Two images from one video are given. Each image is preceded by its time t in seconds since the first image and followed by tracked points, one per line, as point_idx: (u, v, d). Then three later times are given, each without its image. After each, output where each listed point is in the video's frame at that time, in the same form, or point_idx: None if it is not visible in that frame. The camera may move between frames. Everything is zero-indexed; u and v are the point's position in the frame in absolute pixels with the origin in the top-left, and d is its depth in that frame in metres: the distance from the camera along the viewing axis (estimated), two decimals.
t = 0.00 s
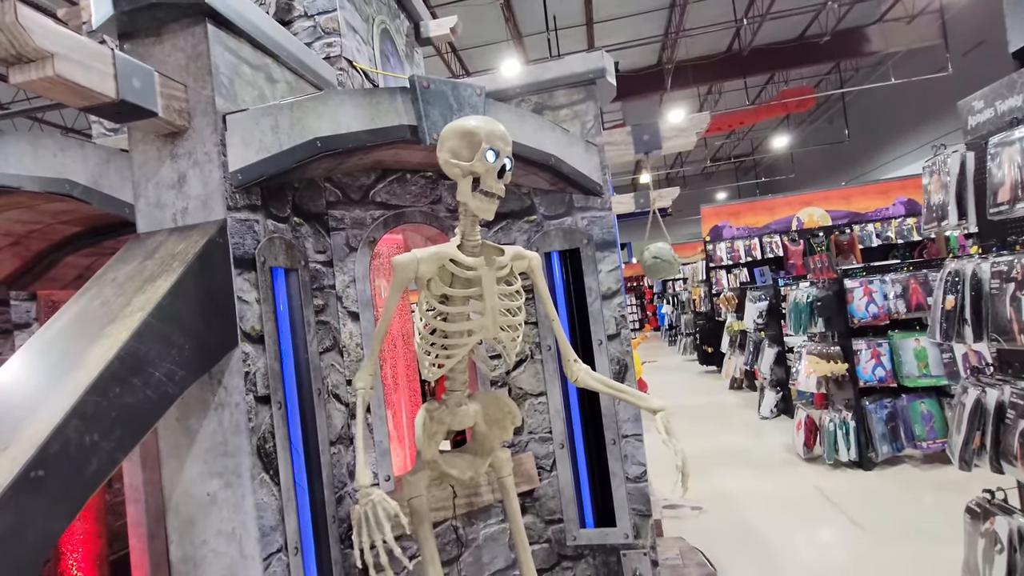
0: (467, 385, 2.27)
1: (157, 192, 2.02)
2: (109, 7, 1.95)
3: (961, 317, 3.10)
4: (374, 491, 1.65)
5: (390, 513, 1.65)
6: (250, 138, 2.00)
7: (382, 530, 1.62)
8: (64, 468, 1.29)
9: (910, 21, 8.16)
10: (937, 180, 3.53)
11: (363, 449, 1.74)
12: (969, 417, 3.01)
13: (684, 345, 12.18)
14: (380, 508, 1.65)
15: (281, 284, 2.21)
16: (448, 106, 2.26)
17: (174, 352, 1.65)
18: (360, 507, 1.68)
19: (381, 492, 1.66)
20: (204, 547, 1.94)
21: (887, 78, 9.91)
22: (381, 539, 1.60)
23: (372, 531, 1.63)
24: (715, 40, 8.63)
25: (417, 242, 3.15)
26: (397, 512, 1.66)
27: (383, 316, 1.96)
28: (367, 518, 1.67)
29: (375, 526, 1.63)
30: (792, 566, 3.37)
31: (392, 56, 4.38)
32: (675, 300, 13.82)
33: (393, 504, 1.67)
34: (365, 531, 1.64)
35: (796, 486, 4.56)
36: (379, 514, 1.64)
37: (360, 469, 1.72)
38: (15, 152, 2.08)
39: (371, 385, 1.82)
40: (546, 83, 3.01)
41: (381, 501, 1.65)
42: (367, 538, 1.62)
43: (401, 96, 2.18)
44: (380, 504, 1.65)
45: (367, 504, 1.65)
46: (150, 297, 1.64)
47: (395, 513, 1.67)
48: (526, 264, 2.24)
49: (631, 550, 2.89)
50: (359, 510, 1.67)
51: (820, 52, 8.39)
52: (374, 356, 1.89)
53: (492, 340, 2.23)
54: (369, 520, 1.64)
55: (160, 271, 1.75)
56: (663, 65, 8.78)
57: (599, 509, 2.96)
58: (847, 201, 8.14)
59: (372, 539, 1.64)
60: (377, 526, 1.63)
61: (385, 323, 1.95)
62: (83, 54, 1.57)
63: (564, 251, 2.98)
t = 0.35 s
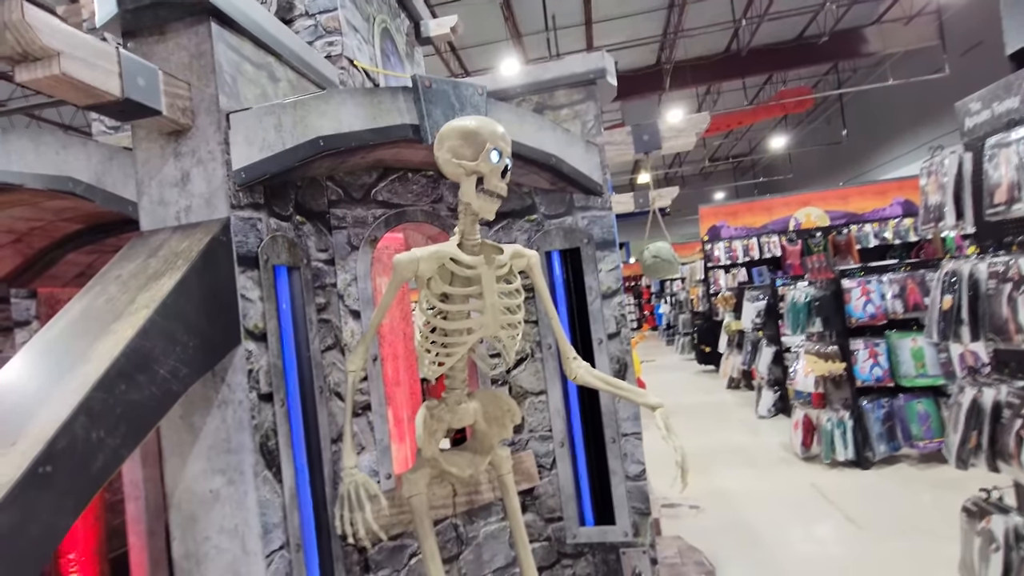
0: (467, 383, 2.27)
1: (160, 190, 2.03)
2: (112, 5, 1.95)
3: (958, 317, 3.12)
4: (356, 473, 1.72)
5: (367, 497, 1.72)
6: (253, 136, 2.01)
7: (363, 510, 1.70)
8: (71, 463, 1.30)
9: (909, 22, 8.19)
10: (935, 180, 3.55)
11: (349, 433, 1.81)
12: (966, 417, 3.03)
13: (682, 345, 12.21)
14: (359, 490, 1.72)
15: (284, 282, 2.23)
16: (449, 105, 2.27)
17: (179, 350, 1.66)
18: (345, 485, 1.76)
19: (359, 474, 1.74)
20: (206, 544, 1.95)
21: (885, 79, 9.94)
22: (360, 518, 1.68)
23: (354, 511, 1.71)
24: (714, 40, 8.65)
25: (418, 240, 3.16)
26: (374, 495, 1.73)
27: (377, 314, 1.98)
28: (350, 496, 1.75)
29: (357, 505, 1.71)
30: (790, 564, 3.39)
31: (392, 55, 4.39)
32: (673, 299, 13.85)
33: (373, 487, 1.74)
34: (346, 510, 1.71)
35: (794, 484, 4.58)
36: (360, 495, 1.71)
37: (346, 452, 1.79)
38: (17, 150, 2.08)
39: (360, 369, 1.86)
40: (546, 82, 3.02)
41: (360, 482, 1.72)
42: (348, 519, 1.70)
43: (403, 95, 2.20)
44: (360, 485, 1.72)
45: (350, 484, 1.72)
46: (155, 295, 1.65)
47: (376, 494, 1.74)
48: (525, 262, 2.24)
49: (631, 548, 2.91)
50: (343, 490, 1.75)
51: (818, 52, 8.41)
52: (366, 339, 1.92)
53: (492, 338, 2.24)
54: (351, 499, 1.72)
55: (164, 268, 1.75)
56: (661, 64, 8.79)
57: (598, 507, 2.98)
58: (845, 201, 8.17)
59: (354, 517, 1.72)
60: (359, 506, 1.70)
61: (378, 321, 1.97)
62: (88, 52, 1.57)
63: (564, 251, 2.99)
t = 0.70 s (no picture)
0: (475, 391, 2.34)
1: (175, 205, 2.08)
2: (127, 26, 2.00)
3: (947, 321, 3.21)
4: (354, 457, 1.88)
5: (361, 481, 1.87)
6: (265, 152, 2.06)
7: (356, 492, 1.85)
8: (101, 473, 1.34)
9: (894, 30, 8.35)
10: (922, 187, 3.64)
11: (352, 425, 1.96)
12: (956, 418, 3.11)
13: (676, 350, 12.31)
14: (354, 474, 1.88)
15: (294, 294, 2.28)
16: (453, 119, 2.34)
17: (199, 362, 1.71)
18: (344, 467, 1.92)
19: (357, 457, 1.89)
20: (222, 551, 1.99)
21: (871, 85, 10.12)
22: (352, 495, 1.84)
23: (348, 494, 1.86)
24: (704, 49, 8.77)
25: (420, 251, 3.21)
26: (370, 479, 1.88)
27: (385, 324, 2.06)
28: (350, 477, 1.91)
29: (355, 486, 1.87)
30: (788, 564, 3.46)
31: (391, 67, 4.45)
32: (666, 304, 13.95)
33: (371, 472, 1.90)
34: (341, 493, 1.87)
35: (789, 487, 4.66)
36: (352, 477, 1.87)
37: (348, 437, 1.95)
38: (33, 167, 2.12)
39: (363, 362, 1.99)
40: (545, 95, 3.10)
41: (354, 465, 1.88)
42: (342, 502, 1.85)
43: (409, 110, 2.26)
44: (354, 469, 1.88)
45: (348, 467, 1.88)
46: (175, 309, 1.70)
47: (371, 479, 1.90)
48: (530, 273, 2.30)
49: (634, 550, 2.95)
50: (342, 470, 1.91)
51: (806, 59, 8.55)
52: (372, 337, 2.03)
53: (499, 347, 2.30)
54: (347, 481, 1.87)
55: (182, 282, 1.80)
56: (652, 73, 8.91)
57: (601, 511, 3.03)
58: (834, 206, 8.31)
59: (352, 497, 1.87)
60: (356, 486, 1.86)
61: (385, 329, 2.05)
62: (110, 75, 1.63)
63: (564, 260, 3.06)
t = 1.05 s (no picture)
0: (483, 379, 2.45)
1: (196, 205, 2.17)
2: (149, 34, 2.09)
3: (926, 309, 3.37)
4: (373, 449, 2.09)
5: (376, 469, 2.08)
6: (281, 154, 2.15)
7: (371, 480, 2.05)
8: (150, 456, 1.44)
9: (875, 25, 8.53)
10: (903, 180, 3.78)
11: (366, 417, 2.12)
12: (936, 401, 3.27)
13: (665, 342, 12.50)
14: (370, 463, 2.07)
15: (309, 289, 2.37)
16: (458, 120, 2.43)
17: (230, 353, 1.81)
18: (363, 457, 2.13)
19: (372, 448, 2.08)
20: (248, 534, 2.10)
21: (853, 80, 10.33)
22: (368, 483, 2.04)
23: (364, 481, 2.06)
24: (690, 45, 8.92)
25: (421, 246, 3.30)
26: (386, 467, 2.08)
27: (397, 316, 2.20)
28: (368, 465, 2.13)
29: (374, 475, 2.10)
30: (779, 547, 3.62)
31: (388, 67, 4.54)
32: (655, 298, 14.15)
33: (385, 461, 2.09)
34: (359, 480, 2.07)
35: (779, 474, 4.82)
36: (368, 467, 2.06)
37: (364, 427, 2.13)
38: (56, 170, 2.20)
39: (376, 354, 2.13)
40: (543, 95, 3.21)
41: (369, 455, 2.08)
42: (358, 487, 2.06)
43: (416, 112, 2.35)
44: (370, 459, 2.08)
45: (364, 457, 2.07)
46: (205, 303, 1.79)
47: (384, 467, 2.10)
48: (534, 266, 2.42)
49: (634, 531, 3.08)
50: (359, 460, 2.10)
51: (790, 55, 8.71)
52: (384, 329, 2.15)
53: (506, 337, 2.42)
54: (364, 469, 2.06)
55: (210, 278, 1.90)
56: (640, 68, 9.04)
57: (601, 494, 3.17)
58: (819, 199, 8.50)
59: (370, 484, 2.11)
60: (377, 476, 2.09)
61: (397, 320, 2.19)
62: (141, 83, 1.72)
63: (564, 254, 3.17)
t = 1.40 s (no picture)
0: (484, 363, 2.54)
1: (204, 196, 2.22)
2: (156, 27, 2.14)
3: (908, 293, 3.49)
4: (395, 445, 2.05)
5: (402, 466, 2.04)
6: (288, 145, 2.21)
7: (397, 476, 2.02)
8: (174, 434, 1.51)
9: (861, 15, 8.63)
10: (886, 168, 3.89)
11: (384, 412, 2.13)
12: (915, 381, 3.40)
13: (655, 330, 12.67)
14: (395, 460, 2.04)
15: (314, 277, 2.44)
16: (457, 112, 2.50)
17: (243, 338, 1.87)
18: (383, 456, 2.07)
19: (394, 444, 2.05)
20: (260, 514, 2.18)
21: (840, 69, 10.46)
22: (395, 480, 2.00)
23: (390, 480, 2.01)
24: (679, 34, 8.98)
25: (419, 235, 3.37)
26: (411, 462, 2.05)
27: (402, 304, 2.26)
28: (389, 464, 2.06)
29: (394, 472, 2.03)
30: (767, 524, 3.76)
31: (382, 57, 4.56)
32: (645, 287, 14.31)
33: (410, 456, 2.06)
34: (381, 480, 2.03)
35: (766, 455, 4.97)
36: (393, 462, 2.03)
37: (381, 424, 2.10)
38: (64, 162, 2.24)
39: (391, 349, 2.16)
40: (538, 86, 3.28)
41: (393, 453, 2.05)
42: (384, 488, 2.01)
43: (416, 103, 2.41)
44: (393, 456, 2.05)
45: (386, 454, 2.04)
46: (219, 290, 1.86)
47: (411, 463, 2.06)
48: (533, 253, 2.50)
49: (628, 509, 3.21)
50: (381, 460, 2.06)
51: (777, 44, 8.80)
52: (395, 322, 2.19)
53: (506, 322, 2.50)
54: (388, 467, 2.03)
55: (222, 267, 1.96)
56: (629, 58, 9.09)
57: (597, 475, 3.27)
58: (805, 187, 8.65)
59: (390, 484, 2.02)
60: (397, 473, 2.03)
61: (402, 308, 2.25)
62: (154, 77, 1.78)
63: (559, 242, 3.26)
